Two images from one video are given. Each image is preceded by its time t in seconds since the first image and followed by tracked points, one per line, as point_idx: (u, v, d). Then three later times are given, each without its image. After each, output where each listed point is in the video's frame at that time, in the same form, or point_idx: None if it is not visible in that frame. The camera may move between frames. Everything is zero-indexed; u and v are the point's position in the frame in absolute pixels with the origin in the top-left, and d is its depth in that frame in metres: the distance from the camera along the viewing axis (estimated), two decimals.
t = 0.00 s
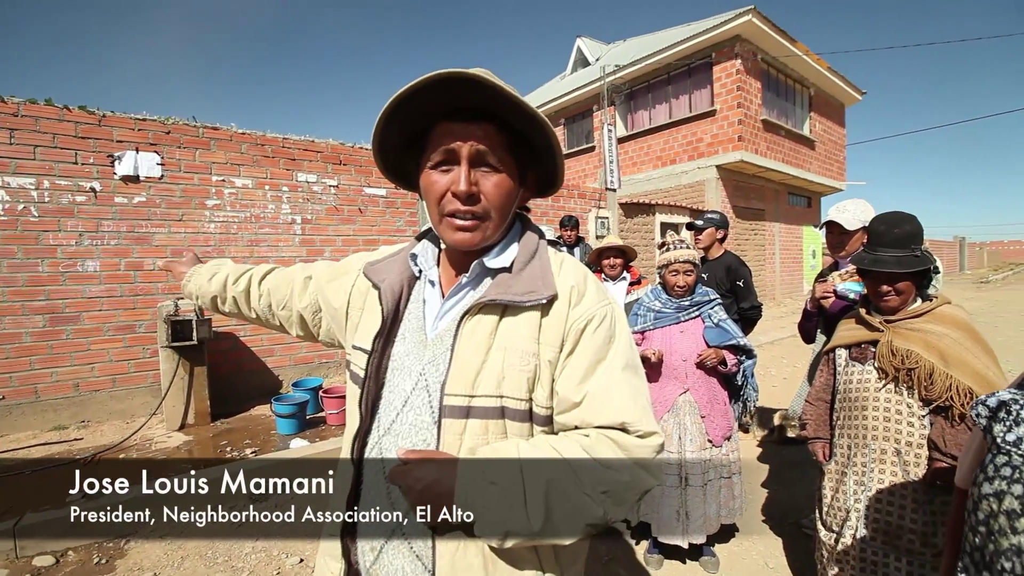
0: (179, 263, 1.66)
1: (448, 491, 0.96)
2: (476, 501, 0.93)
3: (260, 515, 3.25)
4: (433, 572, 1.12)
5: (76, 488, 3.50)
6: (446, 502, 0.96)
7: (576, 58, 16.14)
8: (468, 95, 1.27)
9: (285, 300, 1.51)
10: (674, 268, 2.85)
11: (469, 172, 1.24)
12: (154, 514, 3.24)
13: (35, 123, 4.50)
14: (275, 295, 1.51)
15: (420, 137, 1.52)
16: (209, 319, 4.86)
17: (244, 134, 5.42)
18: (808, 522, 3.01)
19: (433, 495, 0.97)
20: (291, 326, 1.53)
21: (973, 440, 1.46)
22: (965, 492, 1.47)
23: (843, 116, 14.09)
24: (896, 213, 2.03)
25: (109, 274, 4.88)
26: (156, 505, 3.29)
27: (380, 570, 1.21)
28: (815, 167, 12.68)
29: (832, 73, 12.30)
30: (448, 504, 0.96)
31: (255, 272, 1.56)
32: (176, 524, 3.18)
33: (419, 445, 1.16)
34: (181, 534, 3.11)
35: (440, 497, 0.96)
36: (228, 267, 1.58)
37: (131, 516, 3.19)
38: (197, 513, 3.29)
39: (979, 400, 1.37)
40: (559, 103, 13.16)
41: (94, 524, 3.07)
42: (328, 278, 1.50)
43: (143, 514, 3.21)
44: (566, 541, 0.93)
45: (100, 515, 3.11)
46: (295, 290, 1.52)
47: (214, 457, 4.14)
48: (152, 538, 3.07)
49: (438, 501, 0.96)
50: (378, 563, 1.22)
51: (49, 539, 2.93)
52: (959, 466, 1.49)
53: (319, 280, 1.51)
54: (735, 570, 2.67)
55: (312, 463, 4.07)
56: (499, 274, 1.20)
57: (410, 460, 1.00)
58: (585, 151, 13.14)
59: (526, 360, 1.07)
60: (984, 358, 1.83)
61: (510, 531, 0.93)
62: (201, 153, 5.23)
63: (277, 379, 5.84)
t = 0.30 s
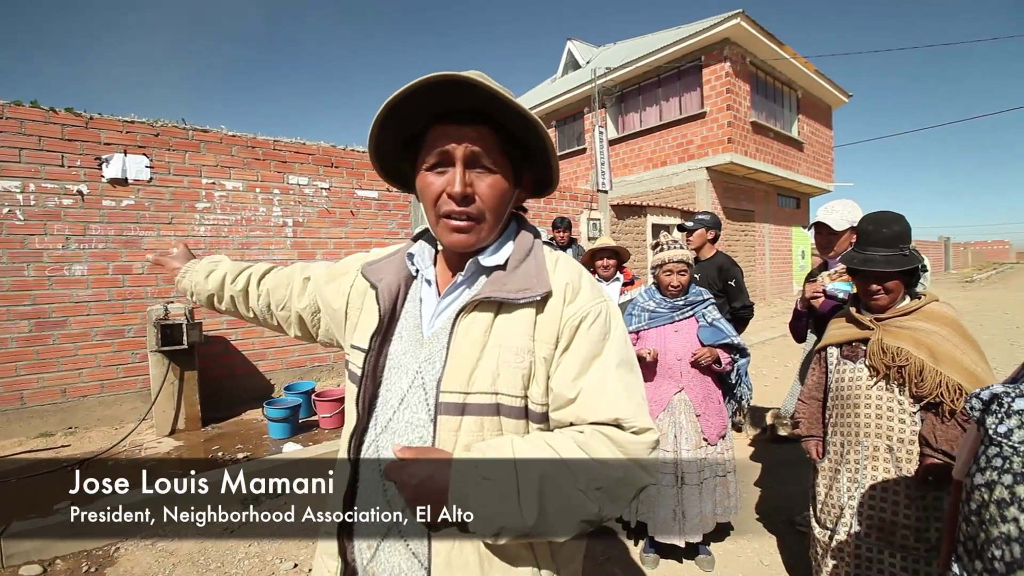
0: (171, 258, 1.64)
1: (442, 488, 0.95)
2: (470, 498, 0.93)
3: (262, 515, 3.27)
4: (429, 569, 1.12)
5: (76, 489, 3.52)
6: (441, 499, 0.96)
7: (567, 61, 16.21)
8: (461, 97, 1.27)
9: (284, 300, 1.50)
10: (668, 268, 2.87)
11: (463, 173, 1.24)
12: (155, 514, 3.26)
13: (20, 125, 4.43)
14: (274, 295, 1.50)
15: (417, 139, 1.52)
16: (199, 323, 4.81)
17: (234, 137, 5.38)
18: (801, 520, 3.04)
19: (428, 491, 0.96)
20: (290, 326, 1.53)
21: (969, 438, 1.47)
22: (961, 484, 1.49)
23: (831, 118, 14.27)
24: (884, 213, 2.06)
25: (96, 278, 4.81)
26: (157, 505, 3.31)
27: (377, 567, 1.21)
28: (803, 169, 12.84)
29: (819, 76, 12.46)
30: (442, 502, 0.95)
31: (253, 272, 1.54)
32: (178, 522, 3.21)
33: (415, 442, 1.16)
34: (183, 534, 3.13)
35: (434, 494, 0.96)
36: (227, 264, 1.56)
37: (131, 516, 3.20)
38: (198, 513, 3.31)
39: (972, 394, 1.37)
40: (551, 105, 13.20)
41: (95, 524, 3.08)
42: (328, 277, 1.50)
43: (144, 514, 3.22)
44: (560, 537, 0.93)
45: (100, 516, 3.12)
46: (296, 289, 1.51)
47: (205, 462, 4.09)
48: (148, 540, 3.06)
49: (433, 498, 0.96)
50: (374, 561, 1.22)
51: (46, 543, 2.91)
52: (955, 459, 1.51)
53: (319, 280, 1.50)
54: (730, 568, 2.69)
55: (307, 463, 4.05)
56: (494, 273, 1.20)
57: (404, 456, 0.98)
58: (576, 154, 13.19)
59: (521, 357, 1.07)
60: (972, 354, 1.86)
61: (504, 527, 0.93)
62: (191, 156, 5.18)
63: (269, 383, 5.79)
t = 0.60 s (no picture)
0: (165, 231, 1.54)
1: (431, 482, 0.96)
2: (461, 493, 0.93)
3: (261, 515, 3.23)
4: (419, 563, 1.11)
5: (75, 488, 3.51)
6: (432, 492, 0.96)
7: (558, 59, 16.20)
8: (450, 86, 1.26)
9: (285, 288, 1.48)
10: (659, 265, 2.88)
11: (450, 163, 1.23)
12: (154, 514, 3.24)
13: None
14: (275, 282, 1.47)
15: (414, 129, 1.51)
16: (184, 319, 4.73)
17: (220, 131, 5.29)
18: (788, 515, 3.08)
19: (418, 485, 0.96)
20: (288, 315, 1.50)
21: (964, 431, 1.51)
22: (954, 475, 1.53)
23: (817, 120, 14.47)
24: (871, 212, 2.10)
25: (76, 273, 4.70)
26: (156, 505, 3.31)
27: (370, 560, 1.21)
28: (789, 169, 13.00)
29: (806, 77, 12.61)
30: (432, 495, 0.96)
31: (256, 256, 1.49)
32: (174, 522, 3.16)
33: (408, 433, 1.15)
34: (175, 535, 3.06)
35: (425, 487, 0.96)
36: (227, 245, 1.50)
37: (131, 516, 3.20)
38: (198, 513, 3.26)
39: (968, 387, 1.41)
40: (541, 103, 13.19)
41: (94, 524, 3.09)
42: (330, 267, 1.48)
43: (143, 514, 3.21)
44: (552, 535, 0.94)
45: (100, 515, 3.13)
46: (298, 277, 1.49)
47: (190, 461, 4.02)
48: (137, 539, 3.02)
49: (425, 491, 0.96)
50: (367, 554, 1.22)
51: (41, 539, 2.90)
52: (951, 450, 1.56)
53: (320, 269, 1.49)
54: (719, 563, 2.72)
55: (295, 461, 4.00)
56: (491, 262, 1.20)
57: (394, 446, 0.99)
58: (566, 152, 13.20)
59: (517, 347, 1.06)
60: (956, 351, 1.89)
61: (495, 521, 0.93)
62: (175, 149, 5.08)
63: (256, 380, 5.71)
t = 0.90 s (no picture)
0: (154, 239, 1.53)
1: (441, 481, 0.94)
2: (475, 491, 0.91)
3: (261, 515, 3.25)
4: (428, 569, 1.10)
5: (77, 488, 3.54)
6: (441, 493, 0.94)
7: (545, 60, 16.22)
8: (461, 82, 1.29)
9: (274, 318, 1.44)
10: (651, 265, 2.89)
11: (463, 154, 1.23)
12: (154, 514, 3.26)
13: None
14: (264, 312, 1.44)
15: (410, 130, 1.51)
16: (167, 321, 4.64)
17: (204, 129, 5.20)
18: (778, 513, 3.12)
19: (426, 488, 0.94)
20: (281, 347, 1.45)
21: (958, 427, 1.56)
22: (950, 472, 1.57)
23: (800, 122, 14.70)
24: (860, 212, 2.12)
25: (55, 274, 4.58)
26: (156, 505, 3.34)
27: (373, 571, 1.18)
28: (774, 171, 13.19)
29: (790, 80, 12.80)
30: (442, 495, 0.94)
31: (239, 292, 1.46)
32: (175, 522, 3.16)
33: (410, 437, 1.13)
34: (182, 535, 3.06)
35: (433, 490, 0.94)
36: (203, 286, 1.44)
37: (132, 516, 3.22)
38: (197, 513, 3.26)
39: (965, 386, 1.46)
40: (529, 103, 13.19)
41: (95, 523, 3.12)
42: (315, 289, 1.48)
43: (144, 513, 3.23)
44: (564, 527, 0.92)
45: (100, 515, 3.16)
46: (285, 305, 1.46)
47: (174, 466, 3.94)
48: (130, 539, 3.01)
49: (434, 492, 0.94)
50: (370, 565, 1.18)
51: (42, 538, 2.91)
52: (944, 447, 1.59)
53: (305, 292, 1.47)
54: (711, 562, 2.74)
55: (283, 465, 3.94)
56: (487, 261, 1.18)
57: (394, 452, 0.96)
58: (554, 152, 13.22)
59: (517, 345, 1.05)
60: (943, 351, 1.93)
61: (510, 515, 0.92)
62: (158, 148, 4.98)
63: (241, 383, 5.62)
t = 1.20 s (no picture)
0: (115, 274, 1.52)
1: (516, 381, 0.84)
2: (561, 377, 0.85)
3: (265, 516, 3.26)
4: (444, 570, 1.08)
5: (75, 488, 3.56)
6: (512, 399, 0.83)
7: (530, 61, 16.26)
8: (437, 89, 1.28)
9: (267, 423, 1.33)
10: (638, 266, 2.90)
11: (444, 161, 1.23)
12: (153, 514, 3.28)
13: None
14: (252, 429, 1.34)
15: (372, 133, 1.45)
16: (144, 324, 4.52)
17: (182, 127, 5.08)
18: (764, 511, 3.16)
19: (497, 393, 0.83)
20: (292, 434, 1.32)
21: (941, 421, 1.60)
22: (933, 468, 1.60)
23: (780, 126, 14.97)
24: (844, 213, 2.16)
25: (24, 276, 4.43)
26: (155, 505, 3.40)
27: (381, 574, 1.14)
28: (755, 173, 13.40)
29: (771, 84, 13.03)
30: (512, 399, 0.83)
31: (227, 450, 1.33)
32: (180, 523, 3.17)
33: (410, 439, 1.11)
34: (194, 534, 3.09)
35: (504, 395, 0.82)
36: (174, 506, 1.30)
37: (131, 516, 3.25)
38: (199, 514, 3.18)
39: (947, 383, 1.51)
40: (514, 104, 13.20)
41: (93, 525, 3.16)
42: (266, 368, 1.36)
43: (143, 514, 3.25)
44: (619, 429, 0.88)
45: (98, 516, 3.22)
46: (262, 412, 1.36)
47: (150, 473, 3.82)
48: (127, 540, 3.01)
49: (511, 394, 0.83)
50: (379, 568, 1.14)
51: (40, 538, 2.96)
52: (927, 443, 1.63)
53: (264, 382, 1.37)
54: (698, 560, 2.76)
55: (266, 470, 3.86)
56: (466, 258, 1.17)
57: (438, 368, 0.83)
58: (539, 154, 13.25)
59: (506, 334, 1.04)
60: (924, 348, 1.97)
61: (595, 391, 0.85)
62: (134, 145, 4.85)
63: (221, 387, 5.50)
